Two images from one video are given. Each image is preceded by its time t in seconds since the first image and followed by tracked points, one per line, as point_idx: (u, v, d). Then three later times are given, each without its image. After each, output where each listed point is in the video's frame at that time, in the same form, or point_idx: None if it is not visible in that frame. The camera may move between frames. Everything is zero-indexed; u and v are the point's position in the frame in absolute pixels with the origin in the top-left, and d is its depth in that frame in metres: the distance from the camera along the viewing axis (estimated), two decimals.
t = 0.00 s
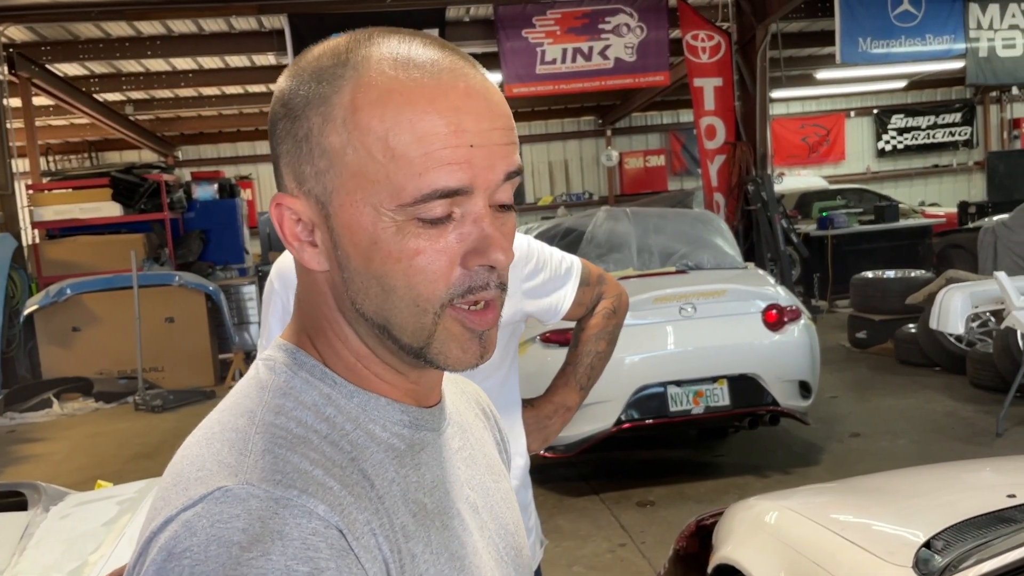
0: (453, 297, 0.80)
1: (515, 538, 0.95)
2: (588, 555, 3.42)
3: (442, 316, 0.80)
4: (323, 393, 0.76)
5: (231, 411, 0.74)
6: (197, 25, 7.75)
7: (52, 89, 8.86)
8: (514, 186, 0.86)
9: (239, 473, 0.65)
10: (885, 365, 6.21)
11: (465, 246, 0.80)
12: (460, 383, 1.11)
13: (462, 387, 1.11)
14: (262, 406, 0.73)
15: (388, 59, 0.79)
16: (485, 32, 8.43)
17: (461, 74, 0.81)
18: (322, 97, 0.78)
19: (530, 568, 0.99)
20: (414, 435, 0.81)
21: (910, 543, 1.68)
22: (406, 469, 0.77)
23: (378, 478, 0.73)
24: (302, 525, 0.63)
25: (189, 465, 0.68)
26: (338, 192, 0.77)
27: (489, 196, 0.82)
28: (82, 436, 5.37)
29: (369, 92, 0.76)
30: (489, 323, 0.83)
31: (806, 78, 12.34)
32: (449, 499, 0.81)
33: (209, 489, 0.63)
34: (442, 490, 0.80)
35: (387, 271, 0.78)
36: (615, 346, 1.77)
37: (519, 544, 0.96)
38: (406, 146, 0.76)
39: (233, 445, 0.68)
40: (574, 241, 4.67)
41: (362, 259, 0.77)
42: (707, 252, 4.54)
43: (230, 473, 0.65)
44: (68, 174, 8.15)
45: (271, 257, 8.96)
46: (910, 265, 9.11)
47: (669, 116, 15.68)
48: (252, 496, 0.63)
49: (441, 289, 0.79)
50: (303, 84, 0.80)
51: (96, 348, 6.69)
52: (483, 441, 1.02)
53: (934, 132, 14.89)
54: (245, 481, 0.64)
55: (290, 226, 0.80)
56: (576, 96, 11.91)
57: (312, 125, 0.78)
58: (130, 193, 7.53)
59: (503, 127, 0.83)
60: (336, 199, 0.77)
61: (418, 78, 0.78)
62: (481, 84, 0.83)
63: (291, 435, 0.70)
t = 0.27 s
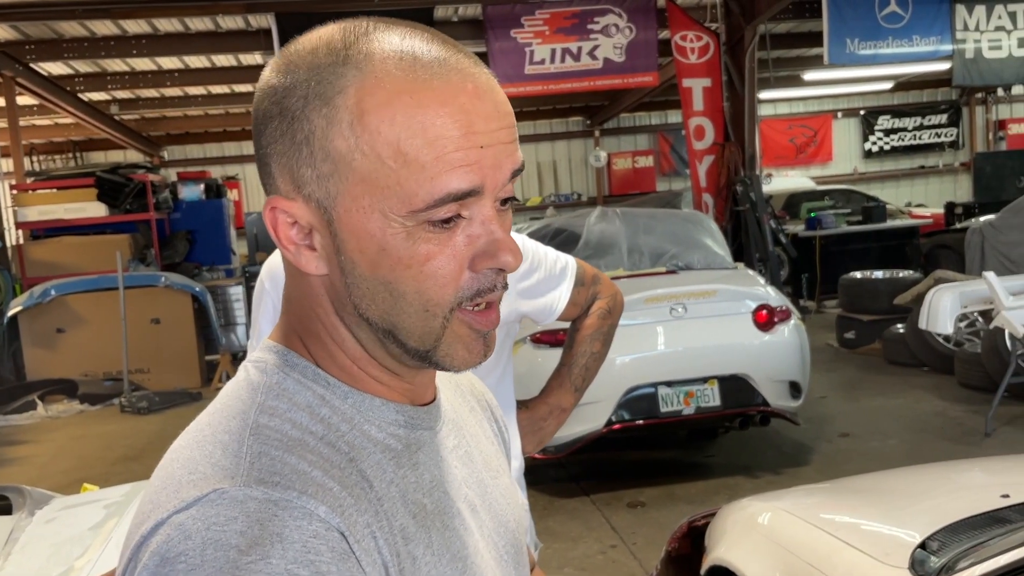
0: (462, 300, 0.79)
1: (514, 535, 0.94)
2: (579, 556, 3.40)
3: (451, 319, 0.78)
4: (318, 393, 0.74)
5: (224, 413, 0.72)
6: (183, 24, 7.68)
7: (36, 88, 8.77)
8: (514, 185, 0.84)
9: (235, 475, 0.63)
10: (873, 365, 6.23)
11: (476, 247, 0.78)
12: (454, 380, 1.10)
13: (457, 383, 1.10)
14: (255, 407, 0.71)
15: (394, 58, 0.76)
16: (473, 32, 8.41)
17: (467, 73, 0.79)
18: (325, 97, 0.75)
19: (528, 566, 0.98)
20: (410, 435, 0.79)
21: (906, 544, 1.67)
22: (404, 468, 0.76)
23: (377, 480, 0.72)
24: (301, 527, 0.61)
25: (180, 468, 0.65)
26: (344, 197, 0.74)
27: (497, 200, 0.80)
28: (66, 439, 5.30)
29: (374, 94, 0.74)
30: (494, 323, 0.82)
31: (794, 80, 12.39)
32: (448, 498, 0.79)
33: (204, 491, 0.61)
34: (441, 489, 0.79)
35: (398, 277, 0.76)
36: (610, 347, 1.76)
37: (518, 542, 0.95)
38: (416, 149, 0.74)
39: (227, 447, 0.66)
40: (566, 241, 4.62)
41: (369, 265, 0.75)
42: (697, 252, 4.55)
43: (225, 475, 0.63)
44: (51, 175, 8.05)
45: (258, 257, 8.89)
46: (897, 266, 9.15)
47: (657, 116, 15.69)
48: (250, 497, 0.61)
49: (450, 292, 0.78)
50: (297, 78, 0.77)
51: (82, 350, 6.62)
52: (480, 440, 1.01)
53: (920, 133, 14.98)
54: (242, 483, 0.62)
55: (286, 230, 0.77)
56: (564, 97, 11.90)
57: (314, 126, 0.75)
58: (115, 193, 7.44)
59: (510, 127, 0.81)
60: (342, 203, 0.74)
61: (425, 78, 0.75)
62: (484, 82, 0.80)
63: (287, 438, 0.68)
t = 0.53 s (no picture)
0: (433, 297, 0.77)
1: (510, 541, 0.94)
2: (571, 557, 3.39)
3: (420, 315, 0.76)
4: (305, 399, 0.74)
5: (208, 419, 0.71)
6: (171, 24, 7.64)
7: (23, 87, 8.69)
8: (497, 180, 0.83)
9: (214, 485, 0.62)
10: (863, 364, 6.26)
11: (445, 244, 0.77)
12: (453, 384, 1.09)
13: (453, 387, 1.09)
14: (240, 413, 0.70)
15: (368, 48, 0.76)
16: (464, 32, 8.39)
17: (444, 65, 0.78)
18: (298, 84, 0.75)
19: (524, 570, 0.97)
20: (400, 438, 0.79)
21: (897, 543, 1.68)
22: (392, 474, 0.75)
23: (364, 487, 0.71)
24: (281, 537, 0.60)
25: (162, 477, 0.65)
26: (314, 187, 0.74)
27: (472, 194, 0.79)
28: (53, 441, 5.25)
29: (347, 82, 0.73)
30: (469, 319, 0.80)
31: (783, 80, 12.44)
32: (439, 503, 0.79)
33: (182, 501, 0.60)
34: (431, 495, 0.78)
35: (366, 269, 0.74)
36: (601, 348, 1.76)
37: (513, 547, 0.95)
38: (386, 139, 0.73)
39: (208, 456, 0.66)
40: (557, 241, 4.63)
41: (337, 255, 0.74)
42: (688, 252, 4.55)
43: (204, 485, 0.62)
44: (38, 175, 7.98)
45: (247, 257, 8.84)
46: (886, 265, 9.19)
47: (647, 116, 15.71)
48: (228, 509, 0.60)
49: (421, 288, 0.76)
50: (279, 70, 0.78)
51: (69, 351, 6.57)
52: (477, 442, 1.00)
53: (909, 133, 15.06)
54: (220, 494, 0.61)
55: (263, 219, 0.78)
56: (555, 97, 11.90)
57: (288, 114, 0.75)
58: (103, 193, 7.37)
59: (490, 123, 0.80)
60: (311, 193, 0.74)
61: (401, 68, 0.75)
62: (467, 78, 0.79)
63: (271, 445, 0.68)
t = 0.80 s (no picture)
0: (455, 282, 0.80)
1: (502, 534, 0.94)
2: (564, 556, 3.40)
3: (446, 301, 0.79)
4: (300, 397, 0.73)
5: (202, 423, 0.70)
6: (162, 23, 7.60)
7: (14, 87, 8.61)
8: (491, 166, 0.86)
9: (213, 486, 0.61)
10: (855, 363, 6.28)
11: (465, 229, 0.80)
12: (434, 379, 1.09)
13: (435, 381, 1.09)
14: (237, 411, 0.70)
15: (365, 44, 0.76)
16: (456, 31, 8.38)
17: (436, 55, 0.79)
18: (300, 83, 0.73)
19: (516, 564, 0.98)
20: (395, 434, 0.79)
21: (889, 540, 1.68)
22: (390, 469, 0.75)
23: (364, 481, 0.71)
24: (289, 533, 0.60)
25: (162, 480, 0.64)
26: (331, 191, 0.73)
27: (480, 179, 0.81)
28: (45, 442, 5.23)
29: (355, 84, 0.73)
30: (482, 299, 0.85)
31: (775, 80, 12.47)
32: (435, 496, 0.79)
33: (184, 503, 0.60)
34: (427, 488, 0.78)
35: (393, 265, 0.76)
36: (595, 347, 1.76)
37: (505, 539, 0.95)
38: (405, 137, 0.73)
39: (207, 459, 0.65)
40: (549, 240, 4.64)
41: (363, 257, 0.75)
42: (681, 252, 4.56)
43: (207, 485, 0.62)
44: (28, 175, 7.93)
45: (239, 257, 8.82)
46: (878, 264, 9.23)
47: (639, 116, 15.72)
48: (232, 505, 0.60)
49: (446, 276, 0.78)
50: (263, 68, 0.76)
51: (61, 352, 6.55)
52: (462, 437, 1.01)
53: (900, 132, 15.11)
54: (221, 494, 0.61)
55: (268, 232, 0.75)
56: (548, 96, 11.90)
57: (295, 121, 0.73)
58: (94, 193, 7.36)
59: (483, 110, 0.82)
60: (330, 197, 0.73)
61: (401, 63, 0.75)
62: (456, 68, 0.80)
63: (269, 442, 0.67)
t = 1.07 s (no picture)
0: (430, 290, 0.78)
1: (495, 535, 0.95)
2: (560, 555, 3.41)
3: (418, 309, 0.78)
4: (293, 398, 0.74)
5: (193, 424, 0.71)
6: (158, 23, 7.59)
7: (9, 87, 8.60)
8: (478, 173, 0.84)
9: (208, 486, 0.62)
10: (850, 362, 6.31)
11: (435, 235, 0.78)
12: (430, 378, 1.10)
13: (431, 381, 1.10)
14: (228, 412, 0.70)
15: (348, 45, 0.77)
16: (452, 31, 8.38)
17: (422, 58, 0.79)
18: (279, 83, 0.75)
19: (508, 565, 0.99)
20: (387, 434, 0.80)
21: (883, 538, 1.70)
22: (382, 469, 0.76)
23: (358, 481, 0.72)
24: (283, 532, 0.61)
25: (156, 481, 0.64)
26: (301, 184, 0.74)
27: (457, 185, 0.79)
28: (41, 442, 5.23)
29: (330, 79, 0.74)
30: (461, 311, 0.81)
31: (771, 79, 12.50)
32: (426, 496, 0.80)
33: (180, 503, 0.61)
34: (419, 487, 0.79)
35: (356, 264, 0.75)
36: (589, 346, 1.77)
37: (498, 538, 0.96)
38: (371, 134, 0.73)
39: (201, 460, 0.66)
40: (544, 239, 4.65)
41: (327, 252, 0.75)
42: (676, 251, 4.57)
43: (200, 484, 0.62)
44: (23, 175, 7.92)
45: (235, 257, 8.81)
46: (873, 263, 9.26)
47: (635, 116, 15.74)
48: (227, 505, 0.61)
49: (416, 281, 0.77)
50: (256, 69, 0.78)
51: (57, 352, 6.54)
52: (456, 436, 1.02)
53: (895, 132, 15.16)
54: (216, 494, 0.61)
55: (247, 222, 0.77)
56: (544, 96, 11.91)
57: (270, 113, 0.75)
58: (89, 193, 7.35)
59: (468, 115, 0.80)
60: (299, 191, 0.74)
61: (379, 63, 0.76)
62: (442, 69, 0.80)
63: (262, 444, 0.68)
